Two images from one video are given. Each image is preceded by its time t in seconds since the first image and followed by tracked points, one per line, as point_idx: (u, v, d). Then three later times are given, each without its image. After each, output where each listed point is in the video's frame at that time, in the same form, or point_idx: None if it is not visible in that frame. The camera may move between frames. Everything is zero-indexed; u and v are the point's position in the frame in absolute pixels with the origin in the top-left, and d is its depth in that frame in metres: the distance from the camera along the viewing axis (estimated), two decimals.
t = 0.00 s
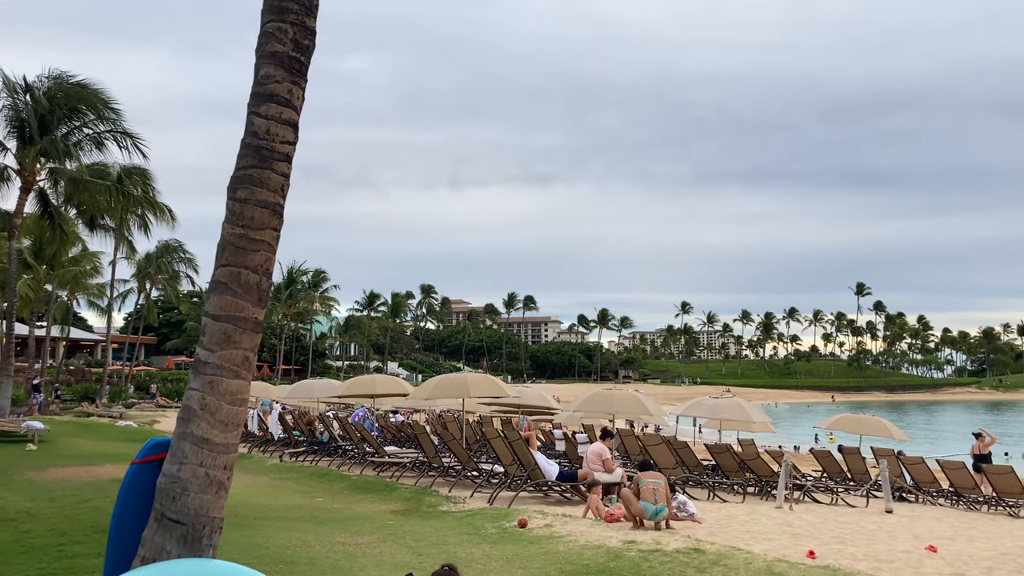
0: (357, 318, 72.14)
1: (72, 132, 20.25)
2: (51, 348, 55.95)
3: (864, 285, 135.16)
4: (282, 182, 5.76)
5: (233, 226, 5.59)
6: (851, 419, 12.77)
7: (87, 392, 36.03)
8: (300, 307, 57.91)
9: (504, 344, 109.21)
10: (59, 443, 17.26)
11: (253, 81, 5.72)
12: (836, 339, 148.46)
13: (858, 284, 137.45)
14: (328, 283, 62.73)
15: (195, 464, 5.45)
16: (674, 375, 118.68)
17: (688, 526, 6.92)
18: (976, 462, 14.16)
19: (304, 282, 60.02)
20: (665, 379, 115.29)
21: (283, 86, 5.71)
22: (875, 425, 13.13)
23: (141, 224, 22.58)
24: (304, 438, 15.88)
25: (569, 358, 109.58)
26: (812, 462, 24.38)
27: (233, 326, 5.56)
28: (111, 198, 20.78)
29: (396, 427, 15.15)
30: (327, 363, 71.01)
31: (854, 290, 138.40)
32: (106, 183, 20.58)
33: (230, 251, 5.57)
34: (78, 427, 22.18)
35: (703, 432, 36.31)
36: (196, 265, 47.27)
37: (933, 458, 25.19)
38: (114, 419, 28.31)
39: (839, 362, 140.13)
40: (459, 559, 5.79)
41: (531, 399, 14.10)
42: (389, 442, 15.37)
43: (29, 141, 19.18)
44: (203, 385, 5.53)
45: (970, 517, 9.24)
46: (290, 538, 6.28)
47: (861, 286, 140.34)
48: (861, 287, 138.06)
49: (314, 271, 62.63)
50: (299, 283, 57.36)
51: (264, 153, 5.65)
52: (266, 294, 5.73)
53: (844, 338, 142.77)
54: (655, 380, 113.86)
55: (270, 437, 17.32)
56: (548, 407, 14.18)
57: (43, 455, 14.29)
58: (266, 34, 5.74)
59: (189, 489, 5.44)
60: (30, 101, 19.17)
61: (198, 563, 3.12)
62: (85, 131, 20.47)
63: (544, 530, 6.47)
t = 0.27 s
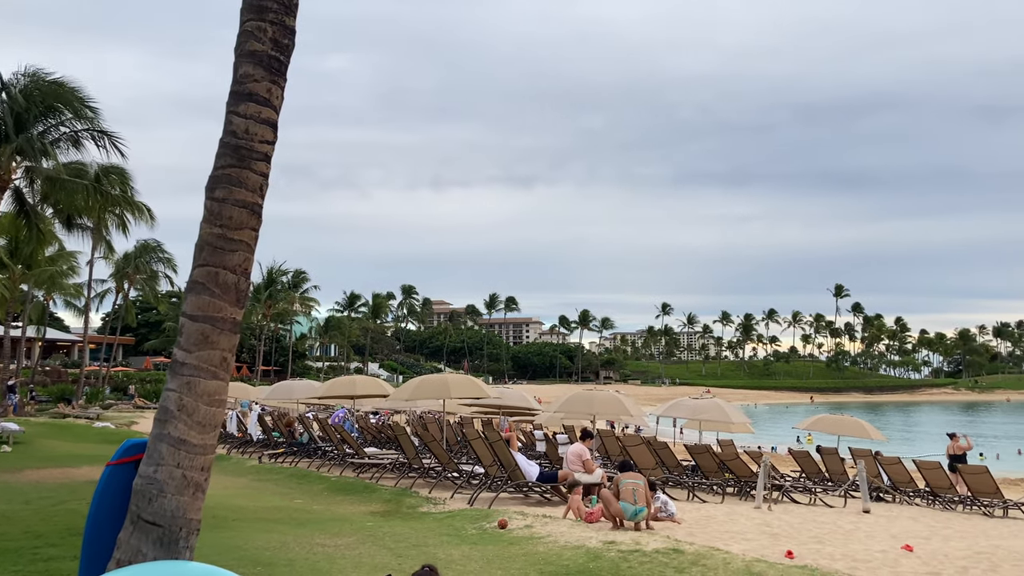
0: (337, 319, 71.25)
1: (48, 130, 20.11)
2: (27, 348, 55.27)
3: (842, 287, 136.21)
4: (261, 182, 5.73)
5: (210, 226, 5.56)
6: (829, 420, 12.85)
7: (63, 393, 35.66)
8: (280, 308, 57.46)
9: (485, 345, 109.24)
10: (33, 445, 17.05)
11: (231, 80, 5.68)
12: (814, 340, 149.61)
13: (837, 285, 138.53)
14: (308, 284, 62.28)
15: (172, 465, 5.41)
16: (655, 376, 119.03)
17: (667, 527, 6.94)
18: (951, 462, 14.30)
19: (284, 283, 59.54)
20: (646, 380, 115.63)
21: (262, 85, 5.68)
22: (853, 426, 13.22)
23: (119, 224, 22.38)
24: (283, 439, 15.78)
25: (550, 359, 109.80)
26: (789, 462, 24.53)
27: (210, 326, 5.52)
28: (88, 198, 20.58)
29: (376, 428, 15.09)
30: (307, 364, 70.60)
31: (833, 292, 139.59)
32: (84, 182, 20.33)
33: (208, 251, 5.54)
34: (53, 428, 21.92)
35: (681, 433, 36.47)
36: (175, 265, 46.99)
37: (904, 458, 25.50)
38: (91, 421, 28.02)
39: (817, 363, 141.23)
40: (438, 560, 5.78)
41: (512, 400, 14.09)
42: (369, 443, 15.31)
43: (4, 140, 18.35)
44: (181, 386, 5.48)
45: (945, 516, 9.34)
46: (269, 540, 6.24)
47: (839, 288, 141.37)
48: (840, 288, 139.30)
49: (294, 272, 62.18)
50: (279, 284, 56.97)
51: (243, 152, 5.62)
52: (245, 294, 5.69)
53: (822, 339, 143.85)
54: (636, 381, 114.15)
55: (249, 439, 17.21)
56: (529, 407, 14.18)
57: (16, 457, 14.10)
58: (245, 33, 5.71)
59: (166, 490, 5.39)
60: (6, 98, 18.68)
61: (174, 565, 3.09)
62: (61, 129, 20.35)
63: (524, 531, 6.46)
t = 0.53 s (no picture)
0: (316, 320, 70.98)
1: (24, 128, 19.95)
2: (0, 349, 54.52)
3: (819, 289, 137.32)
4: (239, 182, 5.70)
5: (188, 226, 5.51)
6: (806, 421, 12.94)
7: (39, 394, 35.21)
8: (259, 309, 56.97)
9: (465, 347, 109.09)
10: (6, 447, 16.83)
11: (209, 79, 5.65)
12: (792, 342, 150.86)
13: (814, 288, 139.65)
14: (288, 284, 61.84)
15: (147, 467, 5.36)
16: (634, 378, 119.41)
17: (645, 527, 6.97)
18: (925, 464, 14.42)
19: (263, 283, 59.01)
20: (625, 381, 116.02)
21: (241, 85, 5.66)
22: (830, 427, 13.31)
23: (96, 223, 22.21)
24: (261, 441, 15.66)
25: (530, 360, 110.10)
26: (764, 464, 24.68)
27: (187, 326, 5.48)
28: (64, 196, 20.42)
29: (355, 429, 15.04)
30: (286, 365, 70.14)
31: (810, 294, 140.76)
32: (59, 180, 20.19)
33: (185, 251, 5.50)
34: (26, 430, 21.61)
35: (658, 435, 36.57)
36: (153, 265, 46.75)
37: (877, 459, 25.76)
38: (65, 423, 27.70)
39: (794, 364, 142.44)
40: (417, 562, 5.77)
41: (491, 401, 14.11)
42: (348, 445, 15.26)
43: None
44: (156, 387, 5.43)
45: (918, 516, 9.45)
46: (246, 541, 6.20)
47: (817, 290, 142.48)
48: (817, 291, 140.47)
49: (273, 272, 61.73)
50: (258, 284, 56.54)
51: (220, 152, 5.59)
52: (222, 295, 5.66)
53: (799, 341, 145.04)
54: (615, 382, 114.44)
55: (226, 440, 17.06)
56: (508, 409, 14.17)
57: None
58: (224, 31, 5.67)
59: (141, 492, 5.34)
60: None
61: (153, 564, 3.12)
62: (38, 128, 20.22)
63: (503, 532, 6.46)
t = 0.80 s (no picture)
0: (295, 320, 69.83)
1: None
2: None
3: (798, 291, 138.34)
4: (217, 181, 5.66)
5: (164, 225, 5.46)
6: (783, 422, 13.01)
7: (13, 395, 34.56)
8: (237, 309, 56.43)
9: (445, 348, 108.78)
10: None
11: (187, 77, 5.60)
12: (771, 343, 151.74)
13: (793, 290, 140.59)
14: (266, 285, 61.33)
15: (122, 469, 5.30)
16: (615, 379, 119.65)
17: (624, 528, 6.99)
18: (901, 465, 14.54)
19: (241, 283, 58.45)
20: (605, 383, 116.28)
21: (219, 84, 5.61)
22: (807, 428, 13.40)
23: (72, 222, 21.94)
24: (239, 442, 15.54)
25: (511, 361, 110.03)
26: (742, 465, 24.82)
27: (163, 326, 5.43)
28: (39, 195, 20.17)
29: (335, 430, 14.96)
30: (264, 366, 69.53)
31: (789, 297, 141.70)
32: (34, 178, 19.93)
33: (161, 250, 5.45)
34: None
35: (636, 435, 36.62)
36: (130, 265, 46.45)
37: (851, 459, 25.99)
38: (39, 423, 27.36)
39: (773, 366, 143.30)
40: (396, 563, 5.76)
41: (472, 402, 14.07)
42: (327, 446, 15.16)
43: None
44: (132, 387, 5.37)
45: (894, 517, 9.54)
46: (223, 543, 6.16)
47: (796, 292, 143.38)
48: (796, 293, 141.45)
49: (252, 272, 61.21)
50: (236, 284, 56.07)
51: (198, 151, 5.54)
52: (199, 295, 5.62)
53: (779, 342, 145.91)
54: (595, 383, 114.68)
55: (203, 441, 16.90)
56: (488, 410, 14.15)
57: None
58: (202, 30, 5.63)
59: (115, 494, 5.29)
60: None
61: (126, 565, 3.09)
62: (13, 125, 19.94)
63: (482, 533, 6.45)
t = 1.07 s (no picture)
0: (275, 320, 69.52)
1: None
2: None
3: (777, 293, 139.42)
4: (195, 181, 5.63)
5: (141, 224, 5.42)
6: (761, 423, 13.10)
7: None
8: (216, 309, 55.93)
9: (426, 349, 108.40)
10: None
11: (165, 76, 5.57)
12: (750, 344, 152.78)
13: (772, 291, 141.61)
14: (245, 285, 60.88)
15: (97, 470, 5.25)
16: (595, 380, 120.01)
17: (603, 529, 7.00)
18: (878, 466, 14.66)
19: (220, 283, 57.90)
20: (586, 383, 116.62)
21: (197, 82, 5.58)
22: (785, 429, 13.47)
23: (49, 221, 21.70)
24: (218, 443, 15.41)
25: (492, 362, 109.99)
26: (721, 465, 24.96)
27: (139, 327, 5.39)
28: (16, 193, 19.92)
29: (315, 431, 14.88)
30: (243, 367, 69.00)
31: (768, 298, 142.66)
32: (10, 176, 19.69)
33: (138, 250, 5.40)
34: None
35: (616, 436, 36.76)
36: (107, 265, 46.10)
37: (827, 459, 26.20)
38: (14, 424, 27.03)
39: (752, 366, 144.32)
40: (374, 564, 5.74)
41: (452, 403, 14.04)
42: (307, 447, 15.07)
43: None
44: (107, 388, 5.32)
45: (870, 516, 9.62)
46: (202, 545, 6.11)
47: (775, 293, 144.43)
48: (775, 294, 142.52)
49: (231, 272, 60.75)
50: (216, 284, 55.61)
51: (176, 150, 5.51)
52: (176, 296, 5.58)
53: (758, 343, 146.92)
54: (576, 384, 114.97)
55: (181, 442, 16.74)
56: (468, 410, 14.13)
57: None
58: (179, 28, 5.59)
59: (90, 496, 5.23)
60: None
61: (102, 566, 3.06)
62: None
63: (462, 534, 6.44)
